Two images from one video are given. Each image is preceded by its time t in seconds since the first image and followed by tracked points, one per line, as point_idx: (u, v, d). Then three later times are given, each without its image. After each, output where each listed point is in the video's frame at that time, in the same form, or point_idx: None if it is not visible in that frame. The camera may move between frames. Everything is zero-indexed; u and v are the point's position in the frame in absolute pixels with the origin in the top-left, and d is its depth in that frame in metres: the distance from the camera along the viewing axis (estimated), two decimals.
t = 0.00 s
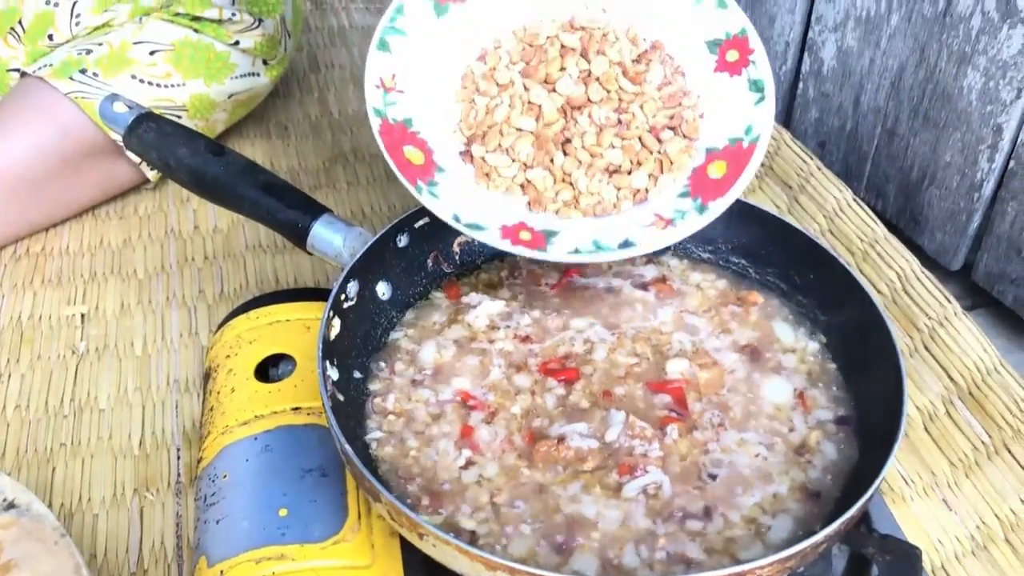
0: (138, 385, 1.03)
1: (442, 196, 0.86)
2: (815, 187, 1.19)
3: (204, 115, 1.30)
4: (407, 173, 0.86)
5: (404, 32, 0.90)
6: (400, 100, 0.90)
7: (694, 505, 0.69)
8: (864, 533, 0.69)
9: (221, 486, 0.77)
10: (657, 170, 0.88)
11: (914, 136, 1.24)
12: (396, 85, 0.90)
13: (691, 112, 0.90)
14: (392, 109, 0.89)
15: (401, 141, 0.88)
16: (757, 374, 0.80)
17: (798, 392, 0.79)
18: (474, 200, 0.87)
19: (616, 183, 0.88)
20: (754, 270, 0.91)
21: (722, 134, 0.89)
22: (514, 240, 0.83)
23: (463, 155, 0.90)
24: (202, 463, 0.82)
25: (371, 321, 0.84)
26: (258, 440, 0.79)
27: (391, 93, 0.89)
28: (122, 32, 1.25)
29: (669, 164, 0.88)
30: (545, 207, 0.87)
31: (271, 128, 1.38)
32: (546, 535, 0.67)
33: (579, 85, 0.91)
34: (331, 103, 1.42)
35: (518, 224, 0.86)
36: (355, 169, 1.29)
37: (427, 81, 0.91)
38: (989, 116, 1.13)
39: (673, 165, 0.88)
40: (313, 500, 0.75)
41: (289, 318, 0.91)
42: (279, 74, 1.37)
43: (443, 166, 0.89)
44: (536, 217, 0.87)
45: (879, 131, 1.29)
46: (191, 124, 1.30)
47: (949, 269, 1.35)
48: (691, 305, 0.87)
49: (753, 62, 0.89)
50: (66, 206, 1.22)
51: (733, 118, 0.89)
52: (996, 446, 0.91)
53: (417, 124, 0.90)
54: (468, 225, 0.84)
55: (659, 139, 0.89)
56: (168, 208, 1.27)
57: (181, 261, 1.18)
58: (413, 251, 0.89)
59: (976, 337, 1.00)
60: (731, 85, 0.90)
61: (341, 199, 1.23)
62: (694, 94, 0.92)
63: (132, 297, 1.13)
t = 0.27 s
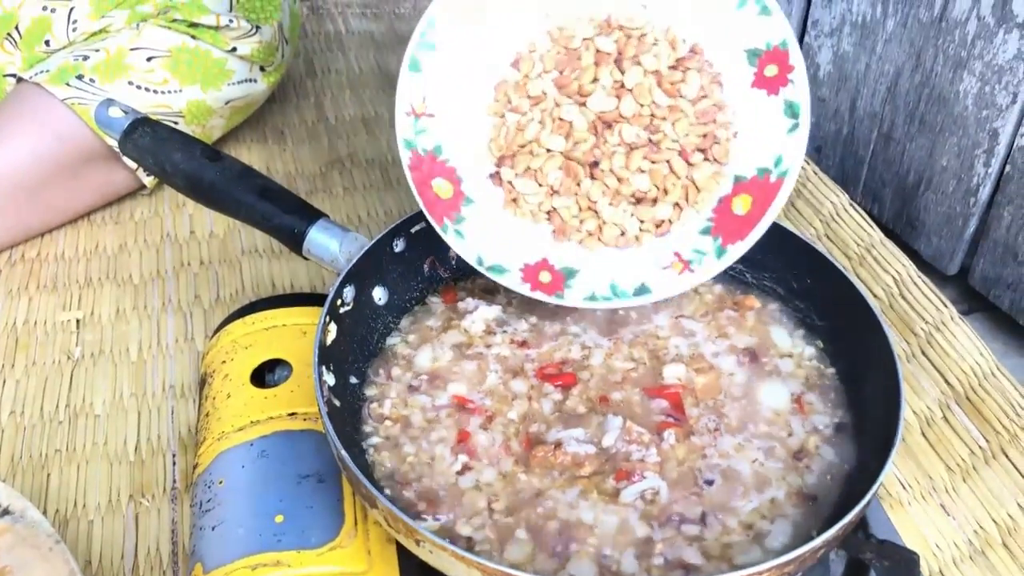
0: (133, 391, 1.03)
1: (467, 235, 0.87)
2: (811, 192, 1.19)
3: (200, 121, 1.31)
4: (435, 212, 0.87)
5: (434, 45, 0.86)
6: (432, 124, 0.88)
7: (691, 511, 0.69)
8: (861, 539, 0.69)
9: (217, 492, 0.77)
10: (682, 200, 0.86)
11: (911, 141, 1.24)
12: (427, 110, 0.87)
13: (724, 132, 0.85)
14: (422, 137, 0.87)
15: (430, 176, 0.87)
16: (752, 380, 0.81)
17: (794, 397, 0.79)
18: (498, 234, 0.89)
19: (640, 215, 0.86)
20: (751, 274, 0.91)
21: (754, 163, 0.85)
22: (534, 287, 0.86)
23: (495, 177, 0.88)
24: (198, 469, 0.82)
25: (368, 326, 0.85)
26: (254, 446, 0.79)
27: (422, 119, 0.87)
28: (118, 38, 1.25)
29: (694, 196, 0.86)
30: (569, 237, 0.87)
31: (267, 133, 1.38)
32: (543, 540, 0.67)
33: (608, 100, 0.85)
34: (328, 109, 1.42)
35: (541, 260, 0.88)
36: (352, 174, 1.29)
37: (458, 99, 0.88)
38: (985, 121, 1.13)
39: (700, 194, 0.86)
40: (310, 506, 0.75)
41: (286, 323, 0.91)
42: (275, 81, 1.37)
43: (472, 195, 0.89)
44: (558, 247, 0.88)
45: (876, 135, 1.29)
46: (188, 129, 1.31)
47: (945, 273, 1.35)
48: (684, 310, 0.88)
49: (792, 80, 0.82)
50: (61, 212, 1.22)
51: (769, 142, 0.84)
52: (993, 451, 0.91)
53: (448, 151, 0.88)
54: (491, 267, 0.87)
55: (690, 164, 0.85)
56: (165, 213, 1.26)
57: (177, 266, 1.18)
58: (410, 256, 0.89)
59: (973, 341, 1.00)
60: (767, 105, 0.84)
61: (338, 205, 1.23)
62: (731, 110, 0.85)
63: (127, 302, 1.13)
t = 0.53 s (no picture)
0: (129, 393, 1.02)
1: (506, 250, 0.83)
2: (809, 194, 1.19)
3: (198, 122, 1.29)
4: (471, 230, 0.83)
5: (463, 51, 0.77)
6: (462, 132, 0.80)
7: (688, 512, 0.69)
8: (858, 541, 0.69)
9: (213, 494, 0.77)
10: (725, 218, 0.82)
11: (908, 142, 1.24)
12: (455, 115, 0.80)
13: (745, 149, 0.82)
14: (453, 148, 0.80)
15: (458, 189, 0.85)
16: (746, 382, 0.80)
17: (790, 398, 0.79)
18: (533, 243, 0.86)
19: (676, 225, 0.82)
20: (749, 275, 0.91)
21: (791, 160, 0.82)
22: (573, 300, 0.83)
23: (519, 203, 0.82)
24: (193, 471, 0.82)
25: (365, 328, 0.85)
26: (250, 448, 0.79)
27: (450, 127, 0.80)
28: (115, 40, 1.25)
29: (733, 209, 0.82)
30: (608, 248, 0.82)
31: (264, 135, 1.38)
32: (539, 542, 0.67)
33: (632, 106, 0.79)
34: (324, 110, 1.42)
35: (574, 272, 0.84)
36: (348, 175, 1.28)
37: (486, 103, 0.80)
38: (981, 122, 1.13)
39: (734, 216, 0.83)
40: (305, 509, 0.75)
41: (282, 325, 0.91)
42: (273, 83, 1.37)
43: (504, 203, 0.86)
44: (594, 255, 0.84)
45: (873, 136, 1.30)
46: (185, 131, 1.28)
47: (942, 274, 1.35)
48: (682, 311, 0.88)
49: (833, 71, 0.78)
50: (57, 214, 1.22)
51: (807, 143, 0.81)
52: (990, 452, 0.91)
53: (482, 158, 0.81)
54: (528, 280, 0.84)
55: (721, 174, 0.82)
56: (161, 215, 1.26)
57: (173, 268, 1.17)
58: (405, 258, 0.89)
59: (969, 342, 1.00)
60: (806, 96, 0.80)
61: (334, 207, 1.23)
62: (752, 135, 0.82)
63: (124, 304, 1.12)
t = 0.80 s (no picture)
0: (125, 393, 1.02)
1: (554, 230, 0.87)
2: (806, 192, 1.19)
3: (193, 122, 1.29)
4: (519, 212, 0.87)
5: (483, 40, 0.85)
6: (500, 122, 0.87)
7: (683, 515, 0.71)
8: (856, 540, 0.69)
9: (209, 495, 0.76)
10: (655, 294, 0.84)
11: (904, 141, 1.24)
12: (493, 106, 0.87)
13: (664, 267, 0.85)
14: (495, 136, 0.87)
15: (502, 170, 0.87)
16: (741, 385, 0.83)
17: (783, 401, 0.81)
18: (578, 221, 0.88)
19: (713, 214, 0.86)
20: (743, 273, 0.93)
21: (823, 128, 0.77)
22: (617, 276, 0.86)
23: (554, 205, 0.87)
24: (189, 472, 0.82)
25: (361, 327, 0.86)
26: (245, 449, 0.79)
27: (490, 118, 0.87)
28: (111, 41, 1.25)
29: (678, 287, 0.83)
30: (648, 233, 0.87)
31: (259, 134, 1.37)
32: (535, 543, 0.69)
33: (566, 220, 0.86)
34: (320, 109, 1.42)
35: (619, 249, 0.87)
36: (344, 175, 1.28)
37: (531, 105, 0.89)
38: (978, 121, 1.13)
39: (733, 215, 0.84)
40: (301, 510, 0.74)
41: (277, 325, 0.90)
42: (269, 83, 1.36)
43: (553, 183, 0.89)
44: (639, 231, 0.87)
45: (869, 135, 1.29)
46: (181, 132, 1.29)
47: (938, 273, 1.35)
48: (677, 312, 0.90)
49: (852, 32, 0.72)
50: (53, 213, 1.21)
51: (830, 110, 0.77)
52: (986, 451, 0.91)
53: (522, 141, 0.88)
54: (577, 258, 0.87)
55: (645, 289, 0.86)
56: (156, 214, 1.26)
57: (169, 267, 1.17)
58: (401, 257, 0.91)
59: (966, 341, 1.00)
60: (832, 57, 0.75)
61: (331, 206, 1.23)
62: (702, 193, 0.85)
63: (119, 304, 1.12)
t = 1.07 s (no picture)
0: (121, 392, 1.02)
1: (542, 214, 0.89)
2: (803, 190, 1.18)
3: (189, 122, 1.29)
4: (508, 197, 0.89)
5: (470, 18, 0.85)
6: (489, 103, 0.88)
7: (680, 514, 0.71)
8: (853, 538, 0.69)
9: (205, 494, 0.76)
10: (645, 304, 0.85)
11: (901, 138, 1.24)
12: (479, 87, 0.87)
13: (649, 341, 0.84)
14: (484, 117, 0.88)
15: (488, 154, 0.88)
16: (739, 383, 0.83)
17: (781, 399, 0.81)
18: (571, 203, 0.90)
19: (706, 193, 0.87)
20: (741, 271, 0.95)
21: (825, 80, 0.78)
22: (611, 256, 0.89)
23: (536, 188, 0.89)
24: (185, 471, 0.81)
25: (356, 324, 0.87)
26: (242, 448, 0.79)
27: (479, 100, 0.88)
28: (107, 39, 1.24)
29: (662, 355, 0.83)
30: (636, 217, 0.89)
31: (256, 132, 1.37)
32: (532, 543, 0.69)
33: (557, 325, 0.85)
34: (316, 106, 1.42)
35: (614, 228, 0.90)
36: (341, 172, 1.28)
37: (517, 87, 0.89)
38: (974, 117, 1.13)
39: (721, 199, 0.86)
40: (297, 509, 0.74)
41: (274, 323, 0.90)
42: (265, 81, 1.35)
43: (541, 163, 0.90)
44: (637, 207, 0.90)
45: (866, 132, 1.29)
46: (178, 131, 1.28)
47: (935, 270, 1.35)
48: (671, 311, 0.91)
49: None
50: (49, 212, 1.21)
51: (835, 54, 0.76)
52: (984, 449, 0.91)
53: (511, 122, 0.89)
54: (569, 242, 0.89)
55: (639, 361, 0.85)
56: (152, 212, 1.26)
57: (165, 266, 1.17)
58: (399, 256, 0.92)
59: (963, 339, 1.00)
60: (831, 7, 0.76)
61: (327, 204, 1.22)
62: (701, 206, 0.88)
63: (115, 302, 1.12)
